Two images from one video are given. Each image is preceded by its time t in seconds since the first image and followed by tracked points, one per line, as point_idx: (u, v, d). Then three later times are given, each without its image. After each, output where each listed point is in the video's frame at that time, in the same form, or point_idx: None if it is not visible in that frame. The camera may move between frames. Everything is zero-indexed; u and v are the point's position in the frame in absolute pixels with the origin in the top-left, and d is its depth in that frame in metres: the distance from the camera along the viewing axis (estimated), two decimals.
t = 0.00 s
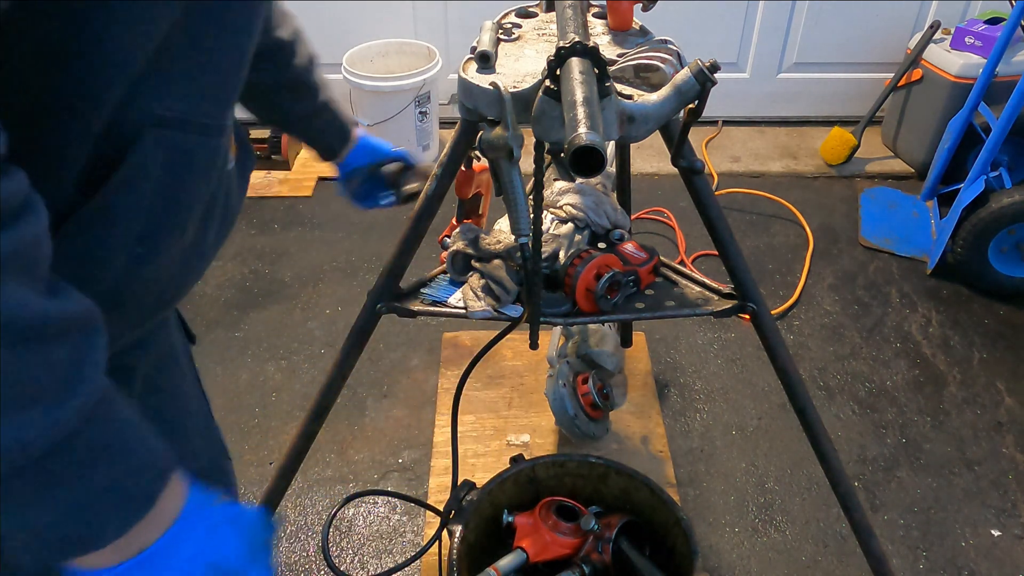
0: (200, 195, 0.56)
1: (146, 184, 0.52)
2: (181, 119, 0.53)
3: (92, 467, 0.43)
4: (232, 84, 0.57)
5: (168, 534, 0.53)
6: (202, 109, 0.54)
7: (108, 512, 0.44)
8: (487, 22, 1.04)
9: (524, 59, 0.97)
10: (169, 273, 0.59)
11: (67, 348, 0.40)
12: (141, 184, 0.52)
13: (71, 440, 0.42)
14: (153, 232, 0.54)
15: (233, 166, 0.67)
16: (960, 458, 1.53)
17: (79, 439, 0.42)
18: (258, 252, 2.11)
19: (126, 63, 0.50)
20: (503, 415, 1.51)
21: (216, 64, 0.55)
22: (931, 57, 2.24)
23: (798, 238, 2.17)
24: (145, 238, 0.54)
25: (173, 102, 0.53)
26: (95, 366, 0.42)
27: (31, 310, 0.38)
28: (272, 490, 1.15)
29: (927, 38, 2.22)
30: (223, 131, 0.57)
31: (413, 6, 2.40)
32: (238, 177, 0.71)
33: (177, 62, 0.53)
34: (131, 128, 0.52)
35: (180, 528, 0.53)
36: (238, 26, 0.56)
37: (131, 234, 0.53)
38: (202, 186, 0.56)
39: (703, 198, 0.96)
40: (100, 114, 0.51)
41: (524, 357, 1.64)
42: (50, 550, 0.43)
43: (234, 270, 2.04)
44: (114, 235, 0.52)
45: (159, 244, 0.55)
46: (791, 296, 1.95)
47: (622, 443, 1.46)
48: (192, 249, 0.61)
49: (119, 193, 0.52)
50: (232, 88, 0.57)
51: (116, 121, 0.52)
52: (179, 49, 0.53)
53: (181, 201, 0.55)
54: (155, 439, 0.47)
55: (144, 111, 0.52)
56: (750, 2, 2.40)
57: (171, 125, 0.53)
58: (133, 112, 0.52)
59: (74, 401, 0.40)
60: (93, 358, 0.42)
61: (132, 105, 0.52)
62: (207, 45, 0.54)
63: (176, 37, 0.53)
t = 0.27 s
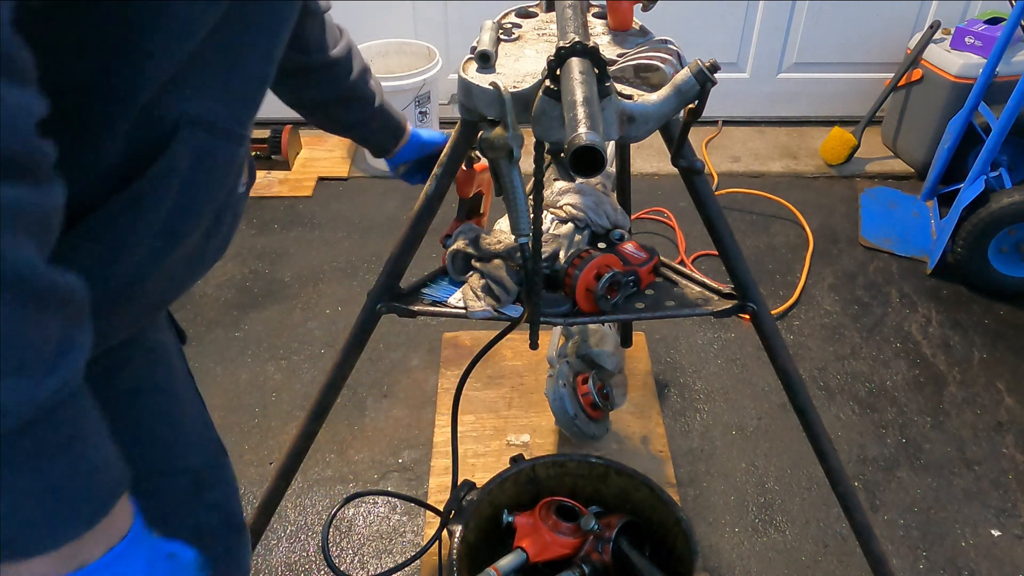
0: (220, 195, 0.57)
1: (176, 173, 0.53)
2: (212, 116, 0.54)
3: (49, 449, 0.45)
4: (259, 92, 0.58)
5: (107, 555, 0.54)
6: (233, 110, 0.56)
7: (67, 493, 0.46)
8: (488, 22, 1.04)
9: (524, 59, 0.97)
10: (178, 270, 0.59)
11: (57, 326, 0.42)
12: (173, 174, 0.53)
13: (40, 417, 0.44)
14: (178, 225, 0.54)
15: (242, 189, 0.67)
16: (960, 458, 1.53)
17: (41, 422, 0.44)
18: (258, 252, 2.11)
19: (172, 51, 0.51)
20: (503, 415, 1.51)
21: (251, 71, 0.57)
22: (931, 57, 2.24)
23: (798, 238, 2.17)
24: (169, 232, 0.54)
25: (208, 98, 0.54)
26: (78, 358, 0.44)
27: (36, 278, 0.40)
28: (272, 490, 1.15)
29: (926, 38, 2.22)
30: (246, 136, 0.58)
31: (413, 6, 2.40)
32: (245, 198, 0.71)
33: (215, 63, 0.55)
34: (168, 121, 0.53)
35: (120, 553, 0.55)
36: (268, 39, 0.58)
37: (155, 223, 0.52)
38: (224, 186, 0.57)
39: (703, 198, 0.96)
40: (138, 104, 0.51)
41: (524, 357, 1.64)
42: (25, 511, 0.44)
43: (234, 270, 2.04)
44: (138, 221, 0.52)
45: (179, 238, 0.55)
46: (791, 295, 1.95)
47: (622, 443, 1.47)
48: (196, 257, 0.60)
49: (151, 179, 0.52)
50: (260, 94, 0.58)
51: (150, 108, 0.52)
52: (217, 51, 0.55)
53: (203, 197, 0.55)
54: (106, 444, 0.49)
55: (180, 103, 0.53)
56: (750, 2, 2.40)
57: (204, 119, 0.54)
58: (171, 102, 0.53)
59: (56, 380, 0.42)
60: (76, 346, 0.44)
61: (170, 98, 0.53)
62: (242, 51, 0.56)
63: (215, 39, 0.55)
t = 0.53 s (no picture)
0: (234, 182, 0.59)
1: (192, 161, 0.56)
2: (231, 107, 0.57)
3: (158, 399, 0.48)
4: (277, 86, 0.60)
5: (218, 490, 0.58)
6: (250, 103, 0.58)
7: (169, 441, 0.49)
8: (487, 22, 1.04)
9: (524, 59, 0.97)
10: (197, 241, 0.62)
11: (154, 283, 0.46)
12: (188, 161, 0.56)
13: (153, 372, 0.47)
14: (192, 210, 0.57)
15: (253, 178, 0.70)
16: (960, 458, 1.53)
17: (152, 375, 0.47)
18: (258, 252, 2.11)
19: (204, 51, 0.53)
20: (503, 415, 1.51)
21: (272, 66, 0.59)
22: (931, 57, 2.24)
23: (798, 238, 2.17)
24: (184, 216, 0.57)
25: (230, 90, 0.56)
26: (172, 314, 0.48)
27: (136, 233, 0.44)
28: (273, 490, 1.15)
29: (927, 38, 2.22)
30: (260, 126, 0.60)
31: (413, 6, 2.40)
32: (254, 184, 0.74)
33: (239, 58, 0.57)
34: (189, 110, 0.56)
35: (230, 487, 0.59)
36: (290, 35, 0.60)
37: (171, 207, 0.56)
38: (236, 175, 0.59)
39: (703, 198, 0.96)
40: (168, 94, 0.54)
41: (524, 357, 1.64)
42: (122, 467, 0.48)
43: (234, 270, 2.04)
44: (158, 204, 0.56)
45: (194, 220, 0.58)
46: (791, 295, 1.95)
47: (622, 443, 1.46)
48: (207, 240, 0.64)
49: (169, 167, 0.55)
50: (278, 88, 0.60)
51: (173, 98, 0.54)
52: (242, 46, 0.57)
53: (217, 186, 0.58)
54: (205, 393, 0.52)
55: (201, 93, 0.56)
56: (750, 2, 2.40)
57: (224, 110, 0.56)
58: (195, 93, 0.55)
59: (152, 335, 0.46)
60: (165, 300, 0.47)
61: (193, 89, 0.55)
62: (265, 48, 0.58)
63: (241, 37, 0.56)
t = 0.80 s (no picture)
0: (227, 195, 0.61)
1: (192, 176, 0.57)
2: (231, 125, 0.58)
3: (190, 395, 0.50)
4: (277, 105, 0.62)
5: (240, 471, 0.60)
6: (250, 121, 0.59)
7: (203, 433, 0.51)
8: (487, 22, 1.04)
9: (524, 59, 0.97)
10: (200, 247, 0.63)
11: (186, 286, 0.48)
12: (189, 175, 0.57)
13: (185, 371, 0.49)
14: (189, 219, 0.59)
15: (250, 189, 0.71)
16: (960, 458, 1.53)
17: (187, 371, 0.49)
18: (258, 252, 2.11)
19: (222, 65, 0.52)
20: (503, 415, 1.51)
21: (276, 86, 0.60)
22: (931, 57, 2.24)
23: (798, 238, 2.17)
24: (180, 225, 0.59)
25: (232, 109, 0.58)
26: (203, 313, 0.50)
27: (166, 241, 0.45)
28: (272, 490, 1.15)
29: (927, 38, 2.22)
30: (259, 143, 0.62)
31: (413, 7, 2.40)
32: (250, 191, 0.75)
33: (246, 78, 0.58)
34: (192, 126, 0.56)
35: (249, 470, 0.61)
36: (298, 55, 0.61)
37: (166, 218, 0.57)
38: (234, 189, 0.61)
39: (703, 198, 0.96)
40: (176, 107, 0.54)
41: (524, 357, 1.64)
42: (151, 467, 0.49)
43: (234, 270, 2.04)
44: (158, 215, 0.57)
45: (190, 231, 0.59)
46: (791, 296, 1.95)
47: (622, 443, 1.46)
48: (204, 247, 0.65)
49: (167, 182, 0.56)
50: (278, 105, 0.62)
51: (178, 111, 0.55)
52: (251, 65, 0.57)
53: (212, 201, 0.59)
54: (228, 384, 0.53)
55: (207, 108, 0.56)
56: (750, 2, 2.40)
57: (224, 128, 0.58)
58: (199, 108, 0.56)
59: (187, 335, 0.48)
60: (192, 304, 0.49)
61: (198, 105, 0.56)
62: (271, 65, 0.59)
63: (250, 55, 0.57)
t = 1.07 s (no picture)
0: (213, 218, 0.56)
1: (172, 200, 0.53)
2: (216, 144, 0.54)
3: (118, 439, 0.47)
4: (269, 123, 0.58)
5: (165, 520, 0.58)
6: (238, 139, 0.55)
7: (126, 479, 0.48)
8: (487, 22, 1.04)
9: (524, 59, 0.97)
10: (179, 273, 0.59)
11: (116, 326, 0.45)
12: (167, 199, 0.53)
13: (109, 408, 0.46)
14: (170, 245, 0.54)
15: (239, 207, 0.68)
16: (960, 458, 1.53)
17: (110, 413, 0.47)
18: (258, 252, 2.11)
19: (213, 66, 0.50)
20: (503, 415, 1.51)
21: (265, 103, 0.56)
22: (931, 57, 2.24)
23: (798, 238, 2.17)
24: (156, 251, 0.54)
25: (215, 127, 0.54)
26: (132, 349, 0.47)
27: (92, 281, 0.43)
28: (272, 490, 1.15)
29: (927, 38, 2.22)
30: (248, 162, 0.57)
31: (413, 7, 2.40)
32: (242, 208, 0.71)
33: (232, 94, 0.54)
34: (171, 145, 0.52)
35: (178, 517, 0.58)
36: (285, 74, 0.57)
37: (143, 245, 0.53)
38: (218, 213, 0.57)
39: (703, 198, 0.96)
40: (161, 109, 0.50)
41: (524, 357, 1.64)
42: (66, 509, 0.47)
43: (234, 270, 2.04)
44: (129, 245, 0.52)
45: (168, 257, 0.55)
46: (791, 296, 1.95)
47: (622, 443, 1.47)
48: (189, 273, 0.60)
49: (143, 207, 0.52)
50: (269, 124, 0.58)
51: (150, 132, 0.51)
52: (234, 80, 0.54)
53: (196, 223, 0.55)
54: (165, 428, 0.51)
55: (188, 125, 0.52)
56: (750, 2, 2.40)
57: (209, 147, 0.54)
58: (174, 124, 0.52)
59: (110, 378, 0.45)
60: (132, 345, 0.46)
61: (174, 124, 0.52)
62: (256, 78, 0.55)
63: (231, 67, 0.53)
